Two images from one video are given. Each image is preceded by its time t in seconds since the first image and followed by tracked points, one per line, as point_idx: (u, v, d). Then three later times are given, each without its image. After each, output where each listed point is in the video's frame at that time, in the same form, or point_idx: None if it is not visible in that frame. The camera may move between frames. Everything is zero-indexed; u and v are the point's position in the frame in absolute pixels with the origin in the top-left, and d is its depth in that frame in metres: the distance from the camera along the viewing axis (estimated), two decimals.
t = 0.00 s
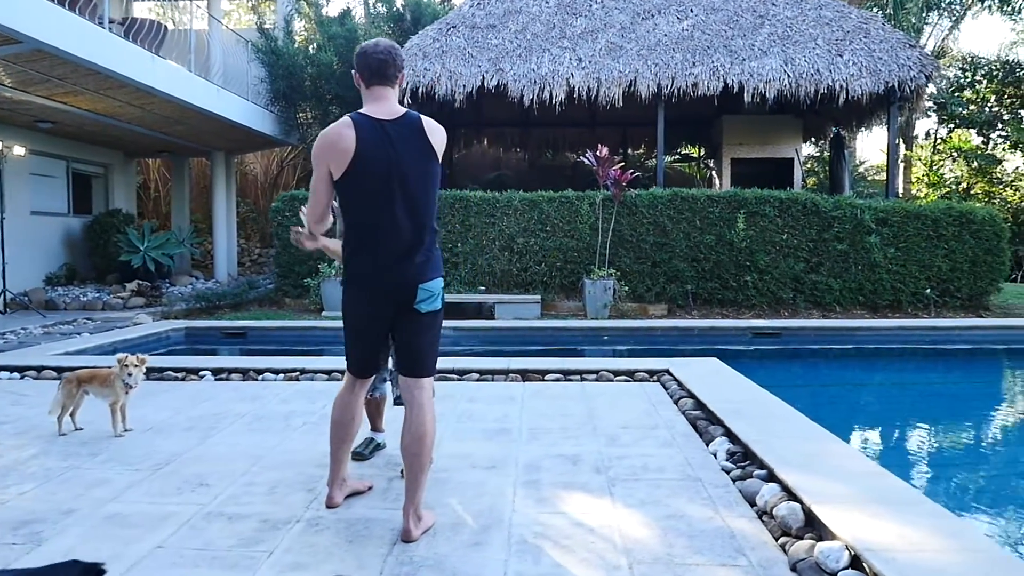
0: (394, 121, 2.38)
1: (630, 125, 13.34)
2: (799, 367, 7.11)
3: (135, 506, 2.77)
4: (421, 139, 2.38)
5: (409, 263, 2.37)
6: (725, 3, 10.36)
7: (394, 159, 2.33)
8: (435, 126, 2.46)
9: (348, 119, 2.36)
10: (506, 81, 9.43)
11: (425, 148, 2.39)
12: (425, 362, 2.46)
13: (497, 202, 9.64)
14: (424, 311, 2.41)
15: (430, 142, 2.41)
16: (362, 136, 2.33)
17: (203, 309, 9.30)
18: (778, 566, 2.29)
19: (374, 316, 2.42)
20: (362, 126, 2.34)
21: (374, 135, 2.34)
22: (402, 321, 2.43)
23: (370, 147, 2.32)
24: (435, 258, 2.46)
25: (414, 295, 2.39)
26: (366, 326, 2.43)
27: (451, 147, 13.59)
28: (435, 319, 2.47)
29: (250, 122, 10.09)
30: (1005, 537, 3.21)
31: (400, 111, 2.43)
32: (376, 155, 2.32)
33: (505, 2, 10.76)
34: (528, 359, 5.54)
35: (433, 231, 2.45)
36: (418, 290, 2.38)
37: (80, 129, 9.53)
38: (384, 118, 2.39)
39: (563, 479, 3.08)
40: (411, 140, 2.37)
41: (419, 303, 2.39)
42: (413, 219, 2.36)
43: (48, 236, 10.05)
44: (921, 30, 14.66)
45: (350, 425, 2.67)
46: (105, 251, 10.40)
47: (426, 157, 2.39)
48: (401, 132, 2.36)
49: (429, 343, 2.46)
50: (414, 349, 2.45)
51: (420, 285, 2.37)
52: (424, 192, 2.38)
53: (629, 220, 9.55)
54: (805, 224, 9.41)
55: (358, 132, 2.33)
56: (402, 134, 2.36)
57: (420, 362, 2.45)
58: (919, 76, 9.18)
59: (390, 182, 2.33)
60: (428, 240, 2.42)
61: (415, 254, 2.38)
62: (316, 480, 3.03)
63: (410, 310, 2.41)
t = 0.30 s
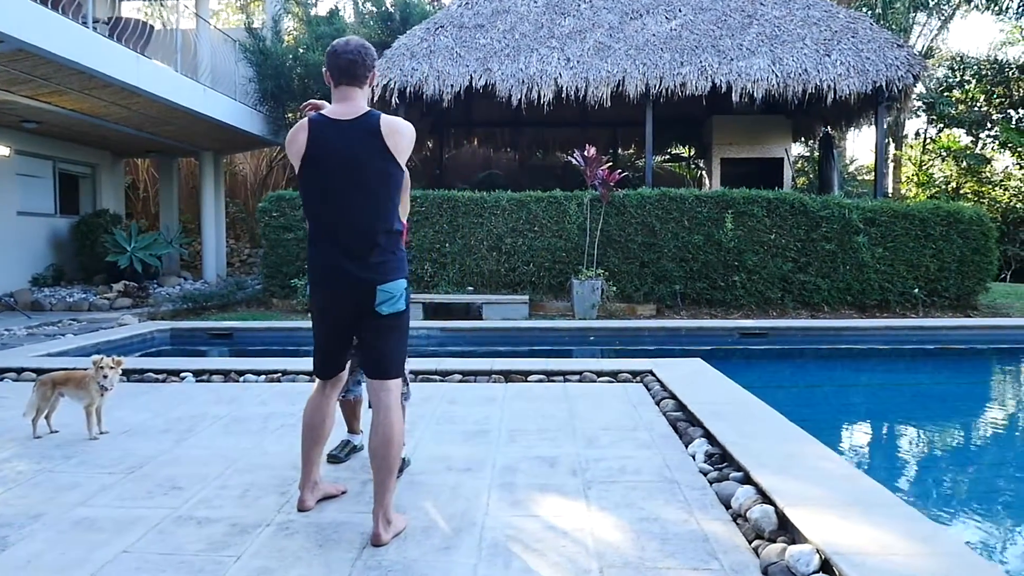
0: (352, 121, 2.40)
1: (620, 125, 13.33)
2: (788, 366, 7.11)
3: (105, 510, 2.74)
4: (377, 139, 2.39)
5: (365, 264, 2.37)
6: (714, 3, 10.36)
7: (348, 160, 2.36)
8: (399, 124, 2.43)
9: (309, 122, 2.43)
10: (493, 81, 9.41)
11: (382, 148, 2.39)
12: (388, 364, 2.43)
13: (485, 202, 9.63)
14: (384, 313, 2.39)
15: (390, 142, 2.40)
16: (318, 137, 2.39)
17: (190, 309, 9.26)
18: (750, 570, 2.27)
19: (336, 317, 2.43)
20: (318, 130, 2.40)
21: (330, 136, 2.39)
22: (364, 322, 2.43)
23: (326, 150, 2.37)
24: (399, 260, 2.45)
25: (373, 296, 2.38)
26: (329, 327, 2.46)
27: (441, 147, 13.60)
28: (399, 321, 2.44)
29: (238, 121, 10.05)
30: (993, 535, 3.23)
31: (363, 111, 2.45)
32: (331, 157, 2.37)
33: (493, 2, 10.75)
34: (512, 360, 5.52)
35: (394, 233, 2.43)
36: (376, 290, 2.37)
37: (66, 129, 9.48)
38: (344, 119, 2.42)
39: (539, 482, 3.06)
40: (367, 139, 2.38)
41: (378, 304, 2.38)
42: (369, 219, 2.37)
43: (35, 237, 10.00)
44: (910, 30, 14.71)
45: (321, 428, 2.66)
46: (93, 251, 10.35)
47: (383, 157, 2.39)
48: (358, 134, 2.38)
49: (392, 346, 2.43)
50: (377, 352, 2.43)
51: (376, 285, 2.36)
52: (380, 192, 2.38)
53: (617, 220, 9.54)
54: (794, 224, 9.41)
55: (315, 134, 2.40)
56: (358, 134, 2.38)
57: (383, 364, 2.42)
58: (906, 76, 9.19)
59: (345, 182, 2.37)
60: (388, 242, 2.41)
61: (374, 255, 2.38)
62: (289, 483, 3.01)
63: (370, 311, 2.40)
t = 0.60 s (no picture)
0: (316, 124, 2.40)
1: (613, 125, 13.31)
2: (777, 367, 7.10)
3: (72, 514, 2.73)
4: (340, 141, 2.37)
5: (327, 268, 2.39)
6: (705, 3, 10.36)
7: (309, 164, 2.37)
8: (364, 126, 2.41)
9: (277, 125, 2.45)
10: (484, 81, 9.39)
11: (344, 150, 2.37)
12: (353, 368, 2.43)
13: (476, 202, 9.63)
14: (347, 316, 2.40)
15: (354, 145, 2.38)
16: (283, 141, 2.42)
17: (181, 310, 9.26)
18: (713, 574, 2.25)
19: (303, 319, 2.47)
20: (284, 135, 2.42)
21: (293, 140, 2.40)
22: (330, 325, 2.45)
23: (288, 155, 2.40)
24: (363, 262, 2.44)
25: (334, 300, 2.39)
26: (297, 329, 2.50)
27: (434, 147, 13.61)
28: (364, 324, 2.43)
29: (229, 122, 10.05)
30: (989, 536, 3.24)
31: (330, 113, 2.44)
32: (294, 163, 2.39)
33: (485, 2, 10.75)
34: (496, 361, 5.51)
35: (358, 235, 2.42)
36: (337, 294, 2.38)
37: (57, 130, 9.48)
38: (310, 122, 2.42)
39: (512, 485, 3.04)
40: (328, 142, 2.37)
41: (340, 308, 2.39)
42: (330, 223, 2.37)
43: (26, 237, 9.99)
44: (904, 30, 14.70)
45: (294, 432, 2.66)
46: (84, 252, 10.34)
47: (345, 160, 2.37)
48: (320, 139, 2.38)
49: (357, 349, 2.43)
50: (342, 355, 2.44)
51: (337, 289, 2.38)
52: (342, 195, 2.37)
53: (608, 220, 9.53)
54: (784, 225, 9.40)
55: (280, 138, 2.42)
56: (321, 137, 2.38)
57: (346, 367, 2.42)
58: (897, 76, 9.17)
59: (307, 186, 2.38)
60: (350, 245, 2.40)
61: (335, 259, 2.39)
62: (260, 487, 2.99)
63: (333, 314, 2.41)
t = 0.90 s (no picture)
0: (287, 129, 2.38)
1: (605, 127, 13.31)
2: (766, 370, 7.09)
3: (41, 520, 2.72)
4: (310, 146, 2.36)
5: (301, 273, 2.38)
6: (696, 5, 10.35)
7: (281, 170, 2.35)
8: (334, 131, 2.39)
9: (248, 131, 2.43)
10: (475, 83, 9.39)
11: (316, 155, 2.36)
12: (326, 374, 2.43)
13: (466, 204, 9.63)
14: (321, 323, 2.39)
15: (325, 150, 2.36)
16: (254, 147, 2.39)
17: (171, 312, 9.26)
18: None
19: (277, 325, 2.46)
20: (255, 141, 2.40)
21: (264, 145, 2.38)
22: (303, 331, 2.44)
23: (260, 160, 2.38)
24: (337, 268, 2.43)
25: (308, 306, 2.39)
26: (271, 335, 2.49)
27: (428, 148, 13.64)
28: (337, 330, 2.43)
29: (221, 123, 10.06)
30: (983, 537, 3.26)
31: (300, 120, 2.43)
32: (266, 169, 2.37)
33: (476, 4, 10.75)
34: (481, 364, 5.50)
35: (332, 239, 2.42)
36: (310, 300, 2.38)
37: (48, 132, 9.48)
38: (280, 128, 2.41)
39: (484, 491, 3.04)
40: (299, 148, 2.35)
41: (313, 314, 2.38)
42: (303, 229, 2.36)
43: (17, 239, 9.99)
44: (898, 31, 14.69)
45: (265, 439, 2.64)
46: (75, 254, 10.34)
47: (316, 165, 2.36)
48: (291, 144, 2.36)
49: (331, 355, 2.43)
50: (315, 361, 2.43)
51: (311, 295, 2.37)
52: (314, 200, 2.36)
53: (598, 222, 9.52)
54: (774, 226, 9.39)
55: (251, 144, 2.40)
56: (292, 142, 2.36)
57: (320, 373, 2.42)
58: (888, 77, 9.16)
59: (279, 192, 2.36)
60: (324, 251, 2.40)
61: (309, 265, 2.39)
62: (231, 493, 2.99)
63: (307, 320, 2.41)
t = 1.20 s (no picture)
0: (265, 136, 2.37)
1: (602, 128, 13.30)
2: (762, 373, 7.07)
3: (20, 528, 2.71)
4: (287, 152, 2.34)
5: (278, 280, 2.36)
6: (693, 6, 10.32)
7: (258, 176, 2.34)
8: (311, 137, 2.38)
9: (227, 138, 2.42)
10: (471, 85, 9.37)
11: (293, 161, 2.34)
12: (303, 381, 2.40)
13: (462, 207, 9.62)
14: (298, 329, 2.36)
15: (301, 156, 2.35)
16: (232, 155, 2.38)
17: (167, 314, 9.25)
18: None
19: (254, 331, 2.43)
20: (234, 147, 2.39)
21: (243, 152, 2.37)
22: (281, 337, 2.41)
23: (238, 166, 2.36)
24: (315, 274, 2.40)
25: (285, 313, 2.36)
26: (249, 342, 2.46)
27: (426, 150, 13.63)
28: (315, 336, 2.39)
29: (218, 125, 10.05)
30: (975, 543, 3.23)
31: (278, 127, 2.41)
32: (243, 174, 2.35)
33: (473, 5, 10.73)
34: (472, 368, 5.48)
35: (309, 245, 2.39)
36: (287, 306, 2.35)
37: (44, 133, 9.48)
38: (259, 135, 2.39)
39: (468, 499, 3.02)
40: (277, 153, 2.34)
41: (290, 321, 2.35)
42: (280, 235, 2.35)
43: (14, 240, 10.00)
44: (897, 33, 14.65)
45: (244, 446, 2.62)
46: (71, 255, 10.34)
47: (293, 171, 2.34)
48: (268, 151, 2.35)
49: (308, 362, 2.39)
50: (293, 368, 2.40)
51: (288, 301, 2.34)
52: (291, 206, 2.34)
53: (594, 224, 9.50)
54: (771, 229, 9.36)
55: (230, 151, 2.39)
56: (270, 148, 2.35)
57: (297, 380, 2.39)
58: (885, 79, 9.13)
59: (256, 198, 2.34)
60: (302, 257, 2.37)
61: (286, 271, 2.36)
62: (213, 501, 2.97)
63: (284, 327, 2.38)
